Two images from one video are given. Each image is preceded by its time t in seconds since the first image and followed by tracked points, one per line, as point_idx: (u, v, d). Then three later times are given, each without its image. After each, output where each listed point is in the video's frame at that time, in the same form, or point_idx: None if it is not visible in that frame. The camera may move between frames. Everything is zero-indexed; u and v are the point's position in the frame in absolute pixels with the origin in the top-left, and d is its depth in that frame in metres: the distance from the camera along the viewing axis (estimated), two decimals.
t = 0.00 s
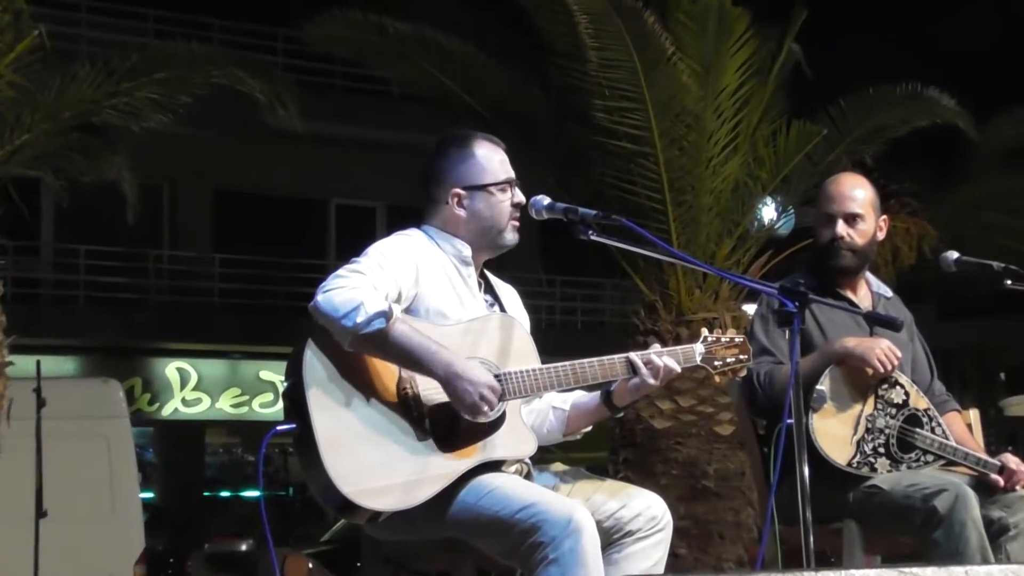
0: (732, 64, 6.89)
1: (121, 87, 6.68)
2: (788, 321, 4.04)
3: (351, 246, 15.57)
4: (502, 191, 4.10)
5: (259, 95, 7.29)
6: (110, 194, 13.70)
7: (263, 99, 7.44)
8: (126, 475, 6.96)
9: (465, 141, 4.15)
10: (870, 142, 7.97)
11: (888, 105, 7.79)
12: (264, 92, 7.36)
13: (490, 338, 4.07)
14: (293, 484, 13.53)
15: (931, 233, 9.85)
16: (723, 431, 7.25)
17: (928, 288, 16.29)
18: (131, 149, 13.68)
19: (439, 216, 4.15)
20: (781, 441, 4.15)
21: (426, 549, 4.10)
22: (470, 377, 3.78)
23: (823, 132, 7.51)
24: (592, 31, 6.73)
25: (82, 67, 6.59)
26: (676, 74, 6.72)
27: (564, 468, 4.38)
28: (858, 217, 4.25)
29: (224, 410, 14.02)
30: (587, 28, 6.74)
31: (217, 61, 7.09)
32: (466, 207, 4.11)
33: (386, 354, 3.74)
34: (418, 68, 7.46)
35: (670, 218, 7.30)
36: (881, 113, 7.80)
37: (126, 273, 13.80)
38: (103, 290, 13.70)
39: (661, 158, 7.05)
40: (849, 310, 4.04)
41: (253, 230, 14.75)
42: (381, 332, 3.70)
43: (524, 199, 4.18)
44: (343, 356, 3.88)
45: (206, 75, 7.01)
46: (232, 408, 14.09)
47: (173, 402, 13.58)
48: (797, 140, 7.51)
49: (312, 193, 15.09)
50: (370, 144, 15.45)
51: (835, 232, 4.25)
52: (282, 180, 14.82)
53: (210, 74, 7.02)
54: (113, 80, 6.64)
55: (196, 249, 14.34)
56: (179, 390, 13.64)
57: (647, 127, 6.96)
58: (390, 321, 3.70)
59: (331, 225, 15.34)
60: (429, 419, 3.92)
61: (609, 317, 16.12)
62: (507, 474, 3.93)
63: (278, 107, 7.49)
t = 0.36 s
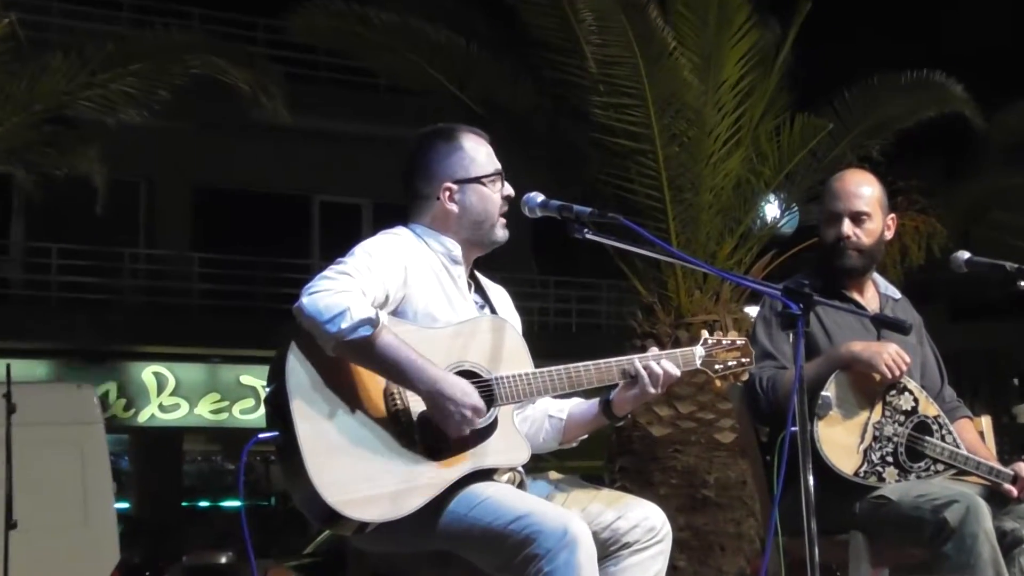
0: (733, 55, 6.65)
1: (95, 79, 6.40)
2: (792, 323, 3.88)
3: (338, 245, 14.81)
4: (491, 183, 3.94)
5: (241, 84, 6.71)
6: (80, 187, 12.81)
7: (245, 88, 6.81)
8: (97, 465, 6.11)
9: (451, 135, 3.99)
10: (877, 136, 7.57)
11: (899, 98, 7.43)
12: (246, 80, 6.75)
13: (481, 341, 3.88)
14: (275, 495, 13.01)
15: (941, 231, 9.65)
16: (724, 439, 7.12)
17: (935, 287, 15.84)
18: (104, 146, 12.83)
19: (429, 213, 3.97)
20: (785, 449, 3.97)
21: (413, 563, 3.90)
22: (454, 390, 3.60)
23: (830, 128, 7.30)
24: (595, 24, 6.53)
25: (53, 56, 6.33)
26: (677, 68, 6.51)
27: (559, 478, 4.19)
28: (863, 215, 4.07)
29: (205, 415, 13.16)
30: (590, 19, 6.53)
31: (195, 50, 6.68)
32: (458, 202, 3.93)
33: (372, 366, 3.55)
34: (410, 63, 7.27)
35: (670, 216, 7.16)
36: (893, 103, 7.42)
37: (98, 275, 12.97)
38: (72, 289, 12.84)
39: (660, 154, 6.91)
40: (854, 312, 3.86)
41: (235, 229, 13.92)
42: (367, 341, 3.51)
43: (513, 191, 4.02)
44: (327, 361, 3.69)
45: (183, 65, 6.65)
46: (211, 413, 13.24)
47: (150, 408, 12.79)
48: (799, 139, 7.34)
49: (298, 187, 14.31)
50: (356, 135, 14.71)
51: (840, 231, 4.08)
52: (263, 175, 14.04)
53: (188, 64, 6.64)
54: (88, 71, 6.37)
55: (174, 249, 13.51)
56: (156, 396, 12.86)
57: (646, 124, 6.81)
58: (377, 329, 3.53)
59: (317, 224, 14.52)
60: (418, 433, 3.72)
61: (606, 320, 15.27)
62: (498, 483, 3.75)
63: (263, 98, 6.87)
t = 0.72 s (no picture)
0: (744, 41, 5.89)
1: (78, 68, 5.85)
2: (805, 323, 3.69)
3: (332, 241, 13.79)
4: (494, 185, 3.76)
5: (235, 81, 6.43)
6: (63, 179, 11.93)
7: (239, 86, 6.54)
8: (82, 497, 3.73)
9: (454, 133, 3.80)
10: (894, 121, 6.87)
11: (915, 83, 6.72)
12: (239, 77, 6.47)
13: (481, 341, 3.71)
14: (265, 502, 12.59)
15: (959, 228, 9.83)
16: (735, 445, 6.47)
17: (955, 285, 15.21)
18: (87, 136, 12.02)
19: (427, 212, 3.80)
20: (799, 454, 3.79)
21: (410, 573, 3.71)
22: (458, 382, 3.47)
23: (848, 117, 6.56)
24: None
25: (35, 43, 5.75)
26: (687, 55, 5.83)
27: (560, 483, 4.01)
28: (882, 210, 3.89)
29: (191, 420, 12.26)
30: None
31: (186, 41, 6.10)
32: (456, 203, 3.76)
33: (373, 364, 3.39)
34: (407, 52, 6.68)
35: (677, 213, 6.44)
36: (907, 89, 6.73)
37: (83, 272, 12.31)
38: (58, 289, 12.22)
39: (667, 147, 6.17)
40: (872, 312, 3.68)
41: (226, 223, 13.07)
42: (364, 338, 3.35)
43: (517, 192, 3.84)
44: (321, 362, 3.49)
45: (173, 58, 6.04)
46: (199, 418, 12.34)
47: (134, 413, 11.87)
48: (817, 130, 6.56)
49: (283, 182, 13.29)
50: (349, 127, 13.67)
51: (856, 228, 3.91)
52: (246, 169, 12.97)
53: (179, 57, 6.05)
54: (72, 61, 5.81)
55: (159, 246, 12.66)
56: (142, 400, 11.95)
57: (652, 113, 6.08)
58: (374, 324, 3.36)
59: (308, 220, 13.59)
60: (415, 433, 3.56)
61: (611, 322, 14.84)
62: (499, 490, 3.59)
63: (257, 93, 6.60)
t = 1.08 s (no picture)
0: (756, 29, 5.64)
1: (60, 59, 5.60)
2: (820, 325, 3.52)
3: (325, 243, 12.80)
4: (492, 208, 3.57)
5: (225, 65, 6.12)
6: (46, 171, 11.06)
7: (232, 73, 6.29)
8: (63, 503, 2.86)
9: (471, 139, 3.62)
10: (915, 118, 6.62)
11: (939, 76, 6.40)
12: (232, 63, 6.22)
13: (479, 346, 3.53)
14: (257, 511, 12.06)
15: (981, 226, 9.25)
16: (747, 453, 6.08)
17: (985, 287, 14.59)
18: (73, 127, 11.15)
19: (423, 210, 3.63)
20: (813, 462, 3.62)
21: None
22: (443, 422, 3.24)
23: (864, 109, 6.33)
24: None
25: (14, 34, 5.52)
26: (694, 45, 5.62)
27: (563, 494, 3.84)
28: (905, 211, 3.74)
29: (180, 429, 11.10)
30: None
31: (173, 28, 5.87)
32: (450, 212, 3.59)
33: (364, 380, 3.21)
34: (405, 45, 6.34)
35: (687, 210, 6.19)
36: (928, 82, 6.42)
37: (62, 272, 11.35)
38: (35, 291, 11.21)
39: (675, 139, 5.95)
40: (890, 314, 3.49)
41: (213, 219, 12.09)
42: (356, 353, 3.18)
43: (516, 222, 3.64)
44: (311, 368, 3.33)
45: (160, 46, 5.82)
46: (187, 426, 11.18)
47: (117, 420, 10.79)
48: (831, 123, 6.36)
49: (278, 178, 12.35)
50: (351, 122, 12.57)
51: (875, 225, 3.74)
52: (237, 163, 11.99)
53: (165, 45, 5.82)
54: (52, 50, 5.57)
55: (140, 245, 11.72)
56: (127, 406, 10.86)
57: (659, 104, 5.88)
58: (366, 338, 3.19)
59: (300, 220, 12.56)
60: (413, 450, 3.34)
61: (617, 323, 14.59)
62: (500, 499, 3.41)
63: (252, 81, 6.32)
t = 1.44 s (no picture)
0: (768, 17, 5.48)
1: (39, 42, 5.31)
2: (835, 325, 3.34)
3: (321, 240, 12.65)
4: (484, 176, 3.43)
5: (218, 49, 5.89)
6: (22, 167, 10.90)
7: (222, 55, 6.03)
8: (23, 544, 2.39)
9: (446, 115, 3.50)
10: (936, 112, 6.44)
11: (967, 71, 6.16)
12: (223, 41, 5.95)
13: (479, 346, 3.37)
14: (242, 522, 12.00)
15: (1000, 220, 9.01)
16: (759, 459, 5.89)
17: (1004, 291, 14.30)
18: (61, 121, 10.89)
19: (412, 202, 3.49)
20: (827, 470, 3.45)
21: None
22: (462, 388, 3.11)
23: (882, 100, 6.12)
24: None
25: None
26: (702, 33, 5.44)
27: (562, 500, 3.69)
28: (921, 203, 3.58)
29: (165, 433, 10.76)
30: None
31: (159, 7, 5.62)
32: (438, 191, 3.45)
33: (361, 368, 3.06)
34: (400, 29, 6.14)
35: (695, 206, 6.04)
36: (954, 78, 6.25)
37: (42, 271, 11.22)
38: (13, 290, 11.05)
39: (683, 132, 5.79)
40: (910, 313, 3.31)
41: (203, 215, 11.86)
42: (351, 343, 3.03)
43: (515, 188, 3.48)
44: (303, 368, 3.13)
45: (146, 27, 5.58)
46: (173, 430, 10.81)
47: (101, 425, 10.45)
48: (846, 115, 6.13)
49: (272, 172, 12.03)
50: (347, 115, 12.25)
51: (891, 222, 3.59)
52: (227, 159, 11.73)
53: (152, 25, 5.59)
54: (31, 34, 5.26)
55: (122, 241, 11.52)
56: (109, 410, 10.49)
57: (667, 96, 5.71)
58: (362, 328, 3.03)
59: (292, 213, 12.24)
60: (407, 446, 3.21)
61: (622, 323, 14.29)
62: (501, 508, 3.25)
63: (246, 59, 6.08)
